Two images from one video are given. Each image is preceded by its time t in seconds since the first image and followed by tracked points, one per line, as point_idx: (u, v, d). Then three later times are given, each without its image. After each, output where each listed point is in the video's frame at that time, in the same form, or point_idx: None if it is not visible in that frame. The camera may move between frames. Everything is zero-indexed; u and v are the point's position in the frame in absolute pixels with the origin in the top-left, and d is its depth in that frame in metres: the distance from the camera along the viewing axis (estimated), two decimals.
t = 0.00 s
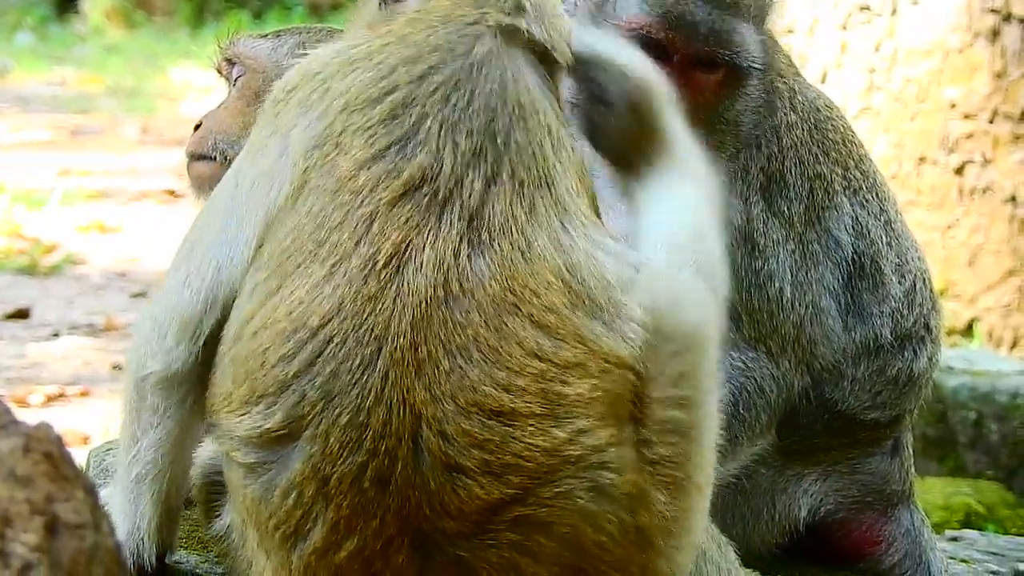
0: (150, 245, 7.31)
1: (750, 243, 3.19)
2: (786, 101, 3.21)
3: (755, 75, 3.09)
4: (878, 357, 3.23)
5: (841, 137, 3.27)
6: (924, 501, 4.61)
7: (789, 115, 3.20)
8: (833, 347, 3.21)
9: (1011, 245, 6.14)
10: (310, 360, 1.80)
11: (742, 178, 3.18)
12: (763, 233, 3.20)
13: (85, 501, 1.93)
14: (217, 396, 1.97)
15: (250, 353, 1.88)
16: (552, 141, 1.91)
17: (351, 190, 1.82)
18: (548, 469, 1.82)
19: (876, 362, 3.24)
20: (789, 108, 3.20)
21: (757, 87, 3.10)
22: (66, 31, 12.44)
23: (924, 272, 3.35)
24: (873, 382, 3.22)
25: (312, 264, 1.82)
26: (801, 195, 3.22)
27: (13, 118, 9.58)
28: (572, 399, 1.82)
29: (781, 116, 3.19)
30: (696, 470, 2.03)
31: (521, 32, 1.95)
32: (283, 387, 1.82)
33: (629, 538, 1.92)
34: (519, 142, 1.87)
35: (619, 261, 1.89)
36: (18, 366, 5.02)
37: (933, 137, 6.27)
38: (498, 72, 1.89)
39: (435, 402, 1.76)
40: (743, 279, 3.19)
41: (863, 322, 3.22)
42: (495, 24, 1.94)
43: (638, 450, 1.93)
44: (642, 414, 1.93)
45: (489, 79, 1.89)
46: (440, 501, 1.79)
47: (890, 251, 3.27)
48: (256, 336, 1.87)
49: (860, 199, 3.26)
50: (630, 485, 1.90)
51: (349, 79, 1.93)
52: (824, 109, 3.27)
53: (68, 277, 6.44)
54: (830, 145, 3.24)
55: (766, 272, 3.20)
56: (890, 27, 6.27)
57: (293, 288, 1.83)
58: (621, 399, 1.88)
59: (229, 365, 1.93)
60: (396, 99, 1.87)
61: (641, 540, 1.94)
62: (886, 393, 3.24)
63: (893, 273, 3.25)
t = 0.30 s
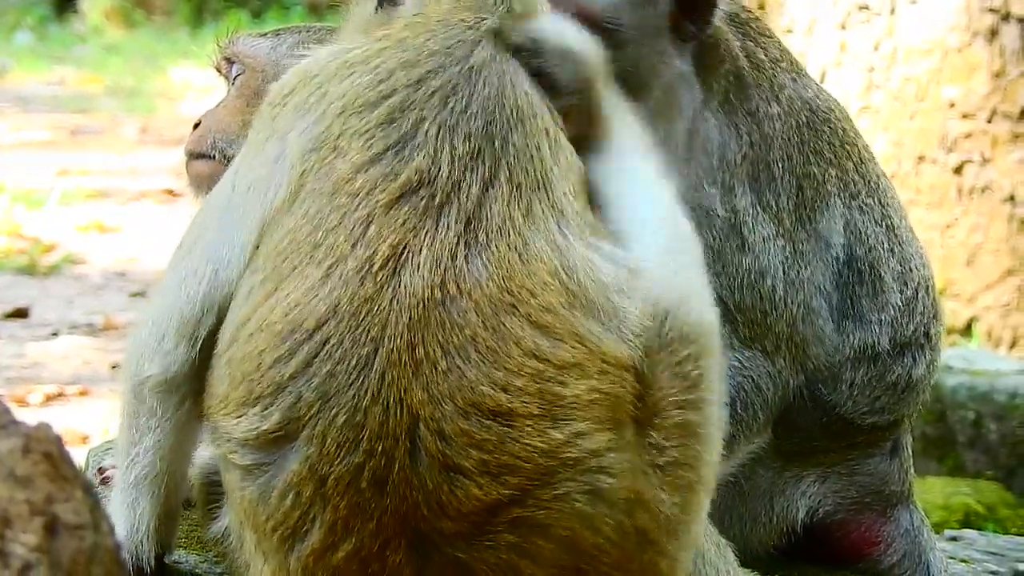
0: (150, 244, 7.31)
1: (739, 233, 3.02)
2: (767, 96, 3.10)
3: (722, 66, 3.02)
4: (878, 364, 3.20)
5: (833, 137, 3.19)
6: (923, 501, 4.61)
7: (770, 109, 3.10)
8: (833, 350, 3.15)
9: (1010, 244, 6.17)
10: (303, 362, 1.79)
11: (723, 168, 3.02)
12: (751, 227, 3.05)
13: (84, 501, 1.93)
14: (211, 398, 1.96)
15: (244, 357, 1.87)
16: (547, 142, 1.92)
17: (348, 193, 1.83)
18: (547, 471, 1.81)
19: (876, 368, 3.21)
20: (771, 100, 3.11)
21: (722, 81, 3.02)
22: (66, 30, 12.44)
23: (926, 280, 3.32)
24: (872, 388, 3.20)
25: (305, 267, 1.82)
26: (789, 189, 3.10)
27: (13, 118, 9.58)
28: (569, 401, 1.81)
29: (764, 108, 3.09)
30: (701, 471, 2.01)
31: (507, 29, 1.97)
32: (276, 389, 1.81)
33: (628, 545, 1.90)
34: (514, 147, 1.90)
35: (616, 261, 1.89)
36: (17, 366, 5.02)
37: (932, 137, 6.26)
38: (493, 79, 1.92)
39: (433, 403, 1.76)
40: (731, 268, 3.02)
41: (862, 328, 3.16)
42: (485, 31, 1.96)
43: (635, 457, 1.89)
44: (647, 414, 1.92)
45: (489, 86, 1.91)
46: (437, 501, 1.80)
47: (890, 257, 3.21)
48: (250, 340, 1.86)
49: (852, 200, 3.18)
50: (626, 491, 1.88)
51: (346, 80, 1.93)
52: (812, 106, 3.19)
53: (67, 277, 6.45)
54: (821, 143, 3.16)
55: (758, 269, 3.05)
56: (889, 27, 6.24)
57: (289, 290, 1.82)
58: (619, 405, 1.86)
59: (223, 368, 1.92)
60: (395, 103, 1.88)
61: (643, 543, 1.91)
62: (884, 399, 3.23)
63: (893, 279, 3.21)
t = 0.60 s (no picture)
0: (151, 245, 7.31)
1: (719, 216, 3.02)
2: (752, 73, 3.07)
3: (690, 41, 3.03)
4: (881, 375, 3.19)
5: (828, 132, 3.14)
6: (924, 502, 4.61)
7: (753, 86, 3.06)
8: (829, 351, 3.14)
9: (1010, 246, 6.16)
10: (296, 365, 1.79)
11: (698, 147, 3.02)
12: (733, 210, 3.04)
13: (85, 501, 1.94)
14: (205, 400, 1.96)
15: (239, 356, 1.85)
16: (542, 143, 1.89)
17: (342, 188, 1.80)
18: (542, 473, 1.82)
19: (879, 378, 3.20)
20: (755, 79, 3.07)
21: (690, 56, 3.03)
22: (66, 31, 12.44)
23: (933, 291, 3.29)
24: (875, 399, 3.19)
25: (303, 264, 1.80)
26: (777, 176, 3.07)
27: (13, 119, 9.59)
28: (563, 401, 1.81)
29: (746, 87, 3.06)
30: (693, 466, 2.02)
31: (509, 28, 1.95)
32: (272, 387, 1.81)
33: (625, 544, 1.90)
34: (510, 143, 1.87)
35: (609, 259, 1.88)
36: (17, 366, 5.03)
37: (932, 138, 6.26)
38: (495, 79, 1.89)
39: (429, 403, 1.76)
40: (716, 257, 3.02)
41: (864, 336, 3.15)
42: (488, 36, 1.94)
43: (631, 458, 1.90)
44: (640, 413, 1.94)
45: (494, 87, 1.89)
46: (434, 503, 1.81)
47: (892, 265, 3.19)
48: (247, 338, 1.84)
49: (842, 204, 3.14)
50: (622, 492, 1.88)
51: (348, 74, 1.90)
52: (804, 96, 3.14)
53: (68, 277, 6.45)
54: (814, 137, 3.12)
55: (744, 256, 3.03)
56: (889, 28, 6.25)
57: (283, 289, 1.81)
58: (614, 401, 1.86)
59: (217, 372, 1.90)
60: (393, 97, 1.85)
61: (638, 544, 1.92)
62: (887, 408, 3.22)
63: (895, 289, 3.18)
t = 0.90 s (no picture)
0: (152, 245, 7.30)
1: (718, 211, 3.01)
2: (755, 67, 3.08)
3: (690, 35, 3.03)
4: (885, 379, 3.19)
5: (831, 133, 3.14)
6: (927, 504, 4.61)
7: (756, 81, 3.07)
8: (831, 353, 3.14)
9: (1011, 248, 6.13)
10: (292, 372, 1.65)
11: (698, 142, 3.02)
12: (732, 205, 3.03)
13: (90, 501, 1.93)
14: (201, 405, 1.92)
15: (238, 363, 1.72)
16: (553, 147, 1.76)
17: (340, 189, 1.66)
18: (541, 477, 1.68)
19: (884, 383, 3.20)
20: (758, 73, 3.07)
21: (690, 50, 3.04)
22: (67, 32, 12.43)
23: (937, 296, 3.28)
24: (879, 402, 3.20)
25: (294, 262, 1.66)
26: (778, 173, 3.07)
27: (14, 120, 9.59)
28: (560, 405, 1.66)
29: (748, 82, 3.06)
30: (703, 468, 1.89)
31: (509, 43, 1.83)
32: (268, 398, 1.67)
33: (630, 544, 1.77)
34: (518, 154, 1.72)
35: (607, 256, 1.70)
36: (19, 367, 5.02)
37: (934, 140, 6.27)
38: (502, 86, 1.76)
39: (424, 406, 1.63)
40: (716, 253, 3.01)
41: (867, 340, 3.16)
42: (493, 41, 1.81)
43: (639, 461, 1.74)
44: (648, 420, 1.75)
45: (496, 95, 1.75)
46: (434, 509, 1.69)
47: (895, 270, 3.18)
48: (245, 341, 1.71)
49: (843, 207, 3.14)
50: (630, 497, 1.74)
51: (343, 74, 1.75)
52: (809, 94, 3.14)
53: (69, 278, 6.44)
54: (817, 137, 3.11)
55: (744, 252, 3.03)
56: (891, 29, 6.26)
57: (280, 289, 1.67)
58: (615, 407, 1.70)
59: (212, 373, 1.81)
60: (393, 99, 1.72)
61: (644, 546, 1.78)
62: (891, 411, 3.22)
63: (899, 294, 3.18)
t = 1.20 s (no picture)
0: (154, 249, 7.31)
1: (715, 209, 3.02)
2: (755, 65, 3.07)
3: (686, 34, 3.03)
4: (886, 384, 3.19)
5: (832, 135, 3.13)
6: (928, 508, 4.61)
7: (756, 80, 3.06)
8: (831, 356, 3.14)
9: (1014, 251, 6.15)
10: (298, 374, 1.79)
11: (695, 140, 3.02)
12: (730, 205, 3.04)
13: (91, 504, 1.93)
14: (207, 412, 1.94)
15: (240, 363, 1.85)
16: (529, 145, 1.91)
17: (340, 197, 1.82)
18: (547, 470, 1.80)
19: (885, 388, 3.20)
20: (759, 71, 3.07)
21: (688, 49, 3.04)
22: (70, 36, 12.45)
23: (939, 301, 3.27)
24: (880, 406, 3.19)
25: (300, 274, 1.80)
26: (778, 172, 3.07)
27: (17, 123, 9.60)
28: (565, 398, 1.79)
29: (748, 80, 3.06)
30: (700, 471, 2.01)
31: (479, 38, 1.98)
32: (276, 402, 1.80)
33: (636, 538, 1.89)
34: (493, 148, 1.88)
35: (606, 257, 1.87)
36: (22, 370, 5.03)
37: (937, 145, 6.25)
38: (477, 82, 1.92)
39: (432, 402, 1.74)
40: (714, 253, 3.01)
41: (868, 345, 3.15)
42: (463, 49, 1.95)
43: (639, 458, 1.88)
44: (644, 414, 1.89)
45: (473, 94, 1.90)
46: (441, 504, 1.79)
47: (897, 275, 3.17)
48: (248, 349, 1.84)
49: (843, 210, 3.13)
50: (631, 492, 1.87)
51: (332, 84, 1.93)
52: (811, 94, 3.13)
53: (72, 281, 6.45)
54: (818, 139, 3.11)
55: (742, 252, 3.03)
56: (894, 34, 6.25)
57: (284, 298, 1.81)
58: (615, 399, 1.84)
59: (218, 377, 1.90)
60: (383, 105, 1.88)
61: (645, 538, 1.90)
62: (893, 416, 3.21)
63: (900, 299, 3.17)
